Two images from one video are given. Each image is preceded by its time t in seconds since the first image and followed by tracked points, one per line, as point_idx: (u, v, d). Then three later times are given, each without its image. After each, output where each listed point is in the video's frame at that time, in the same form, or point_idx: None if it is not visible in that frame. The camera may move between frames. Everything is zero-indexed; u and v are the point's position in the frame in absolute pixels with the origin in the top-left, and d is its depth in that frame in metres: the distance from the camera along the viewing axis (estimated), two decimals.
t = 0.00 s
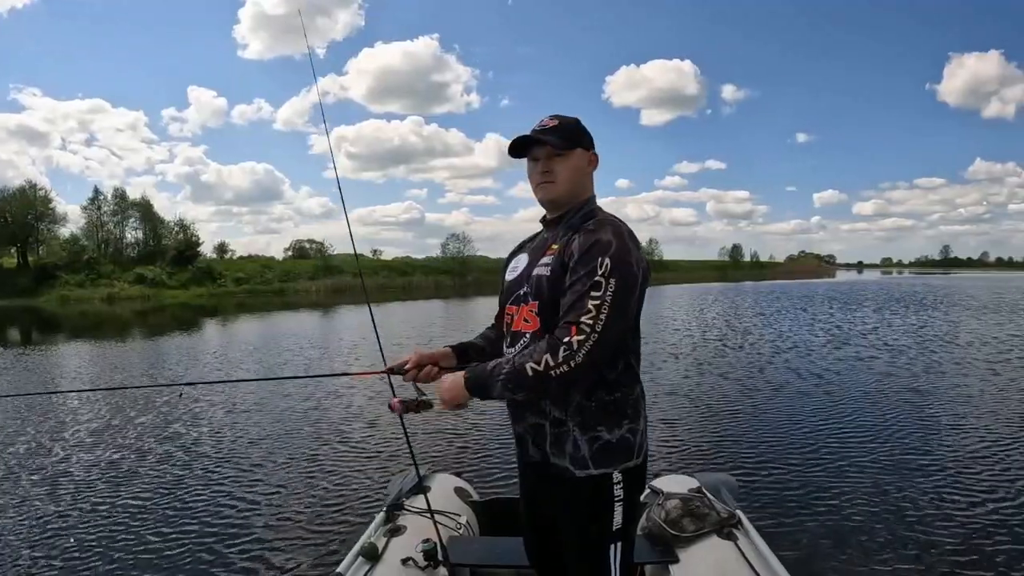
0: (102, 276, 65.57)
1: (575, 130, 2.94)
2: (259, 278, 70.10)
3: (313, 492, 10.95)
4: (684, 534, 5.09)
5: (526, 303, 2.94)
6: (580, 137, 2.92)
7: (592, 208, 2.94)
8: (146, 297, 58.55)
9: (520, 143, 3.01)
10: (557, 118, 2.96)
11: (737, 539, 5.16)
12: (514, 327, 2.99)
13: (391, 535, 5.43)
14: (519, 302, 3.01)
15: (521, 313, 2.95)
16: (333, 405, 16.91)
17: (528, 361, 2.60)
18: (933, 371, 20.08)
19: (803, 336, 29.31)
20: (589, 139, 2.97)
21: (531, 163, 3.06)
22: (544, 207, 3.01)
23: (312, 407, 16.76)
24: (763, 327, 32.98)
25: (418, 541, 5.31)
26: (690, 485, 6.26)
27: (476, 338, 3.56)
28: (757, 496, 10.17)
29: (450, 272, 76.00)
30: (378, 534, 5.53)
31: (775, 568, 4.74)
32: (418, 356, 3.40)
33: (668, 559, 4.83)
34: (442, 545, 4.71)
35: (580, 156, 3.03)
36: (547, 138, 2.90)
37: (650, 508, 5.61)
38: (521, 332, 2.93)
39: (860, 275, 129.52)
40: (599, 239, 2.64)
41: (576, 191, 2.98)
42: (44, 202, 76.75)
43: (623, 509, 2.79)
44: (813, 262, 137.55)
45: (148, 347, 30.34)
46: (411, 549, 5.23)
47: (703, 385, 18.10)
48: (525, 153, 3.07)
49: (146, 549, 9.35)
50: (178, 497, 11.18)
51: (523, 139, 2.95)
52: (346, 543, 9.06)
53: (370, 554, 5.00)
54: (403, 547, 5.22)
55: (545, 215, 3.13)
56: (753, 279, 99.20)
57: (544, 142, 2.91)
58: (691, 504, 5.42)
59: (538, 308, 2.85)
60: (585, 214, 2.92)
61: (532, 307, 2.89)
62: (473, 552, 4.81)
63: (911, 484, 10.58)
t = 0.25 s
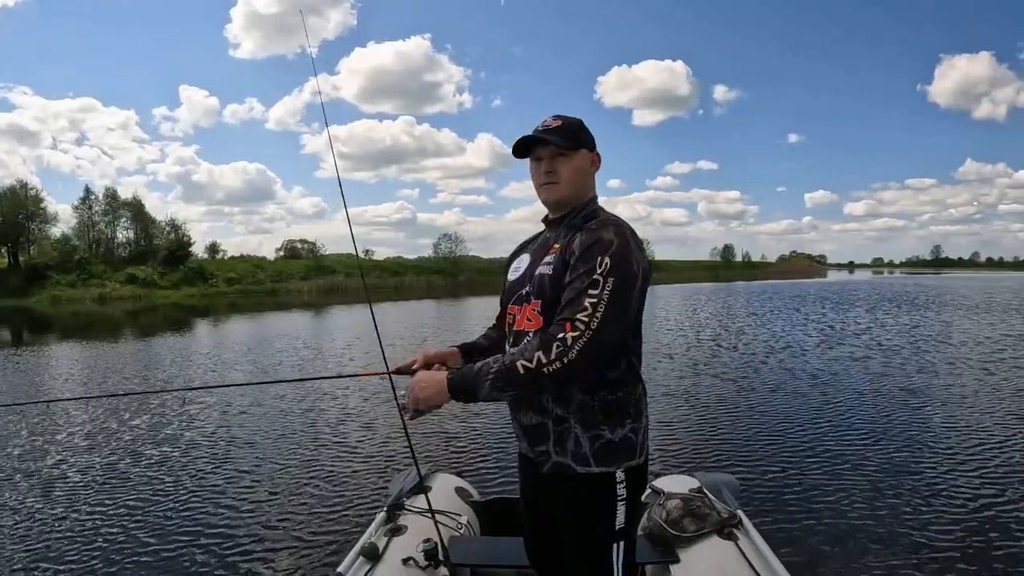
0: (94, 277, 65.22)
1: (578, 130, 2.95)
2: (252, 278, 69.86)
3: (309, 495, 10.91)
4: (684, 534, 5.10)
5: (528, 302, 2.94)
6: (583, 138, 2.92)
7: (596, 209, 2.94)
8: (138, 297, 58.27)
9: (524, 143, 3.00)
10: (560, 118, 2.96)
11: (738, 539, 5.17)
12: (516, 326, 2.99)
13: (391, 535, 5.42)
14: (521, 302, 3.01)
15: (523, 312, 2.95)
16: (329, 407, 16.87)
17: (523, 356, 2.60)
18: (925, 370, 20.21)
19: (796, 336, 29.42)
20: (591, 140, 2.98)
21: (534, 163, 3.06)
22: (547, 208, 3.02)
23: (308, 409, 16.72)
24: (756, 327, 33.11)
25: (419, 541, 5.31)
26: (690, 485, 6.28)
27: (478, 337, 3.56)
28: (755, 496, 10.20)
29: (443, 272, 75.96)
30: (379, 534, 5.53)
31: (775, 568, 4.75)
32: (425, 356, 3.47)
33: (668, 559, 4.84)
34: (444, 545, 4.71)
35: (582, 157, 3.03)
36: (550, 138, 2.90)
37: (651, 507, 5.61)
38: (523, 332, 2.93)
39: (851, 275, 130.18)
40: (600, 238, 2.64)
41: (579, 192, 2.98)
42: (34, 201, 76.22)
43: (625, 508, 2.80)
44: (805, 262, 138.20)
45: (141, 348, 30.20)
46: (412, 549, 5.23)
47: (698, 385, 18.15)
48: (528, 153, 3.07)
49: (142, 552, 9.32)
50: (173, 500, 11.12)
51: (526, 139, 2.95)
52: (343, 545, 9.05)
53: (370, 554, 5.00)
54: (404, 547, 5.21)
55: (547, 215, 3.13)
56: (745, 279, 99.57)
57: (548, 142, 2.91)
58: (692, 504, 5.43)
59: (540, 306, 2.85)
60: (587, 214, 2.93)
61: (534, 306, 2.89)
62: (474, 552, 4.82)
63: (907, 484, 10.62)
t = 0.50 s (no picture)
0: (85, 277, 64.82)
1: (579, 131, 2.95)
2: (244, 279, 69.59)
3: (305, 498, 10.86)
4: (684, 534, 5.12)
5: (524, 299, 2.94)
6: (583, 138, 2.93)
7: (596, 209, 2.95)
8: (129, 298, 57.94)
9: (524, 143, 3.01)
10: (560, 119, 2.97)
11: (737, 539, 5.19)
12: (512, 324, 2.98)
13: (390, 534, 5.42)
14: (517, 298, 3.00)
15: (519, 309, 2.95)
16: (324, 408, 16.84)
17: (496, 330, 2.59)
18: (918, 370, 20.31)
19: (789, 335, 29.54)
20: (590, 141, 2.99)
21: (535, 164, 3.06)
22: (546, 207, 3.02)
23: (302, 411, 16.67)
24: (749, 327, 33.22)
25: (417, 540, 5.30)
26: (689, 485, 6.30)
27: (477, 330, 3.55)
28: (750, 497, 10.25)
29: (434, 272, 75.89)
30: (378, 534, 5.52)
31: (775, 568, 4.77)
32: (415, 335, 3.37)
33: (667, 559, 4.86)
34: (442, 544, 4.73)
35: (583, 157, 3.05)
36: (551, 138, 2.91)
37: (650, 508, 5.63)
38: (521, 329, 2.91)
39: (842, 275, 130.81)
40: (592, 230, 2.65)
41: (579, 193, 2.99)
42: (24, 201, 75.63)
43: (624, 506, 2.81)
44: (796, 262, 138.84)
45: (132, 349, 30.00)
46: (409, 548, 5.23)
47: (692, 386, 18.20)
48: (528, 153, 3.07)
49: (138, 556, 9.29)
50: (168, 504, 11.04)
51: (527, 139, 2.96)
52: (341, 549, 9.05)
53: (369, 553, 5.01)
54: (402, 546, 5.22)
55: (547, 214, 3.13)
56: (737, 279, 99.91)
57: (549, 142, 2.91)
58: (692, 504, 5.45)
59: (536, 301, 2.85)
60: (585, 214, 2.93)
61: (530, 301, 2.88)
62: (473, 552, 4.83)
63: (901, 484, 10.68)
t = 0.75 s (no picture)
0: (76, 277, 64.48)
1: (577, 133, 2.96)
2: (237, 279, 69.29)
3: (301, 501, 10.81)
4: (684, 534, 5.14)
5: (523, 299, 2.94)
6: (581, 140, 2.94)
7: (593, 210, 2.96)
8: (121, 297, 57.57)
9: (522, 145, 3.01)
10: (558, 120, 2.97)
11: (737, 539, 5.21)
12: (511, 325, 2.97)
13: (390, 535, 5.41)
14: (517, 299, 3.00)
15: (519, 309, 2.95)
16: (320, 410, 16.79)
17: (502, 329, 2.59)
18: (911, 370, 20.43)
19: (782, 336, 29.66)
20: (588, 143, 3.00)
21: (533, 165, 3.06)
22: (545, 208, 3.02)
23: (298, 412, 16.62)
24: (742, 327, 33.33)
25: (418, 541, 5.30)
26: (689, 485, 6.31)
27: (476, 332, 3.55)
28: (748, 497, 10.29)
29: (427, 271, 75.83)
30: (378, 534, 5.51)
31: (774, 568, 4.79)
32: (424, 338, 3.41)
33: (667, 560, 4.88)
34: (443, 546, 4.72)
35: (581, 159, 3.06)
36: (550, 139, 2.91)
37: (650, 508, 5.64)
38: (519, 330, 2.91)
39: (834, 275, 131.39)
40: (592, 230, 2.66)
41: (577, 194, 3.00)
42: (14, 201, 75.03)
43: (620, 507, 2.82)
44: (788, 262, 139.39)
45: (124, 349, 29.82)
46: (410, 549, 5.22)
47: (687, 386, 18.25)
48: (526, 155, 3.08)
49: (135, 560, 9.24)
50: (163, 508, 10.97)
51: (526, 140, 2.96)
52: (339, 552, 9.03)
53: (369, 554, 5.00)
54: (402, 547, 5.21)
55: (544, 216, 3.13)
56: (730, 279, 100.23)
57: (548, 143, 2.92)
58: (692, 504, 5.46)
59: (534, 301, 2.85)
60: (584, 215, 2.94)
61: (529, 301, 2.88)
62: (473, 553, 4.82)
63: (896, 485, 10.73)
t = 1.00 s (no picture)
0: (68, 276, 64.08)
1: (576, 136, 2.98)
2: (230, 279, 69.01)
3: (297, 505, 10.74)
4: (683, 534, 5.15)
5: (522, 299, 2.93)
6: (581, 143, 2.96)
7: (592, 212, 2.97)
8: (112, 297, 57.23)
9: (523, 147, 3.01)
10: (559, 123, 2.98)
11: (736, 539, 5.22)
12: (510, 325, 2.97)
13: (390, 536, 5.40)
14: (515, 299, 3.00)
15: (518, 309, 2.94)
16: (316, 412, 16.74)
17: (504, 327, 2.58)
18: (904, 370, 20.53)
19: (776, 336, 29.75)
20: (588, 145, 3.01)
21: (533, 168, 3.06)
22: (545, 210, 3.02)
23: (294, 414, 16.57)
24: (736, 327, 33.42)
25: (417, 541, 5.29)
26: (688, 485, 6.32)
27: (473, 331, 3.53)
28: (745, 498, 10.32)
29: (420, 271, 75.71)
30: (378, 535, 5.50)
31: (774, 567, 4.81)
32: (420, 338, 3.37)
33: (667, 559, 4.89)
34: (443, 546, 4.72)
35: (580, 162, 3.07)
36: (551, 142, 2.92)
37: (649, 508, 5.65)
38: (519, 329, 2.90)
39: (827, 275, 131.93)
40: (592, 230, 2.67)
41: (576, 195, 3.01)
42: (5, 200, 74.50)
43: (621, 505, 2.84)
44: (781, 262, 139.91)
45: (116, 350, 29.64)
46: (409, 549, 5.22)
47: (683, 387, 18.29)
48: (526, 157, 3.08)
49: (131, 564, 9.19)
50: (158, 512, 10.88)
51: (527, 142, 2.97)
52: (336, 555, 9.01)
53: (369, 555, 4.99)
54: (402, 548, 5.20)
55: (542, 217, 3.14)
56: (723, 279, 100.50)
57: (549, 146, 2.92)
58: (691, 504, 5.48)
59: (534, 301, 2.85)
60: (583, 216, 2.94)
61: (528, 302, 2.88)
62: (473, 554, 4.81)
63: (891, 485, 10.77)
